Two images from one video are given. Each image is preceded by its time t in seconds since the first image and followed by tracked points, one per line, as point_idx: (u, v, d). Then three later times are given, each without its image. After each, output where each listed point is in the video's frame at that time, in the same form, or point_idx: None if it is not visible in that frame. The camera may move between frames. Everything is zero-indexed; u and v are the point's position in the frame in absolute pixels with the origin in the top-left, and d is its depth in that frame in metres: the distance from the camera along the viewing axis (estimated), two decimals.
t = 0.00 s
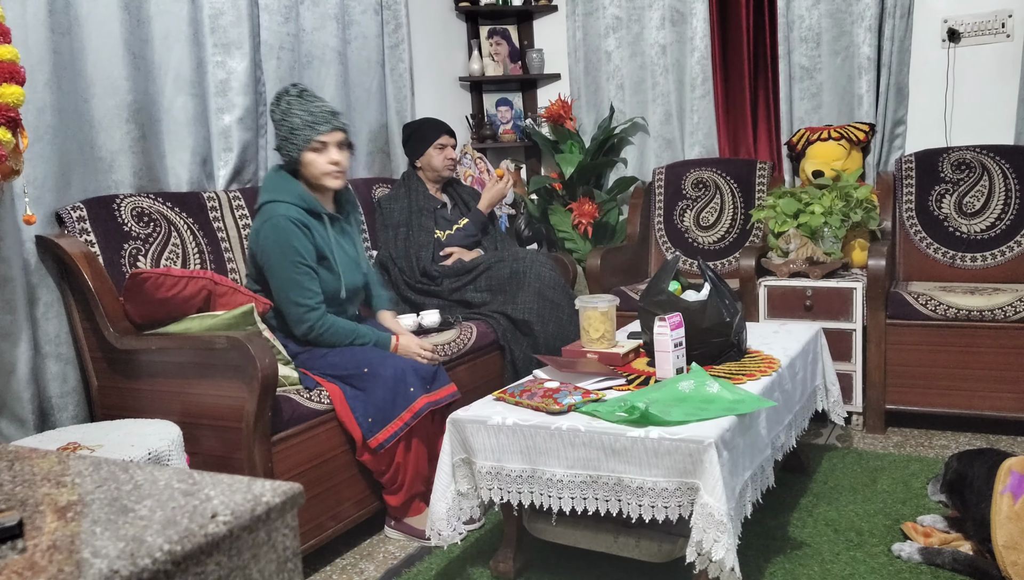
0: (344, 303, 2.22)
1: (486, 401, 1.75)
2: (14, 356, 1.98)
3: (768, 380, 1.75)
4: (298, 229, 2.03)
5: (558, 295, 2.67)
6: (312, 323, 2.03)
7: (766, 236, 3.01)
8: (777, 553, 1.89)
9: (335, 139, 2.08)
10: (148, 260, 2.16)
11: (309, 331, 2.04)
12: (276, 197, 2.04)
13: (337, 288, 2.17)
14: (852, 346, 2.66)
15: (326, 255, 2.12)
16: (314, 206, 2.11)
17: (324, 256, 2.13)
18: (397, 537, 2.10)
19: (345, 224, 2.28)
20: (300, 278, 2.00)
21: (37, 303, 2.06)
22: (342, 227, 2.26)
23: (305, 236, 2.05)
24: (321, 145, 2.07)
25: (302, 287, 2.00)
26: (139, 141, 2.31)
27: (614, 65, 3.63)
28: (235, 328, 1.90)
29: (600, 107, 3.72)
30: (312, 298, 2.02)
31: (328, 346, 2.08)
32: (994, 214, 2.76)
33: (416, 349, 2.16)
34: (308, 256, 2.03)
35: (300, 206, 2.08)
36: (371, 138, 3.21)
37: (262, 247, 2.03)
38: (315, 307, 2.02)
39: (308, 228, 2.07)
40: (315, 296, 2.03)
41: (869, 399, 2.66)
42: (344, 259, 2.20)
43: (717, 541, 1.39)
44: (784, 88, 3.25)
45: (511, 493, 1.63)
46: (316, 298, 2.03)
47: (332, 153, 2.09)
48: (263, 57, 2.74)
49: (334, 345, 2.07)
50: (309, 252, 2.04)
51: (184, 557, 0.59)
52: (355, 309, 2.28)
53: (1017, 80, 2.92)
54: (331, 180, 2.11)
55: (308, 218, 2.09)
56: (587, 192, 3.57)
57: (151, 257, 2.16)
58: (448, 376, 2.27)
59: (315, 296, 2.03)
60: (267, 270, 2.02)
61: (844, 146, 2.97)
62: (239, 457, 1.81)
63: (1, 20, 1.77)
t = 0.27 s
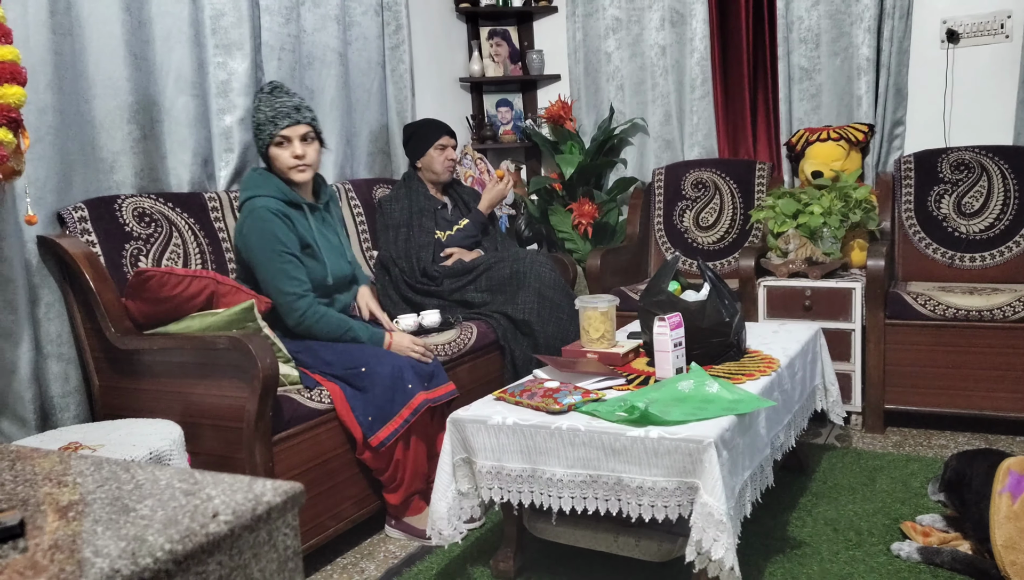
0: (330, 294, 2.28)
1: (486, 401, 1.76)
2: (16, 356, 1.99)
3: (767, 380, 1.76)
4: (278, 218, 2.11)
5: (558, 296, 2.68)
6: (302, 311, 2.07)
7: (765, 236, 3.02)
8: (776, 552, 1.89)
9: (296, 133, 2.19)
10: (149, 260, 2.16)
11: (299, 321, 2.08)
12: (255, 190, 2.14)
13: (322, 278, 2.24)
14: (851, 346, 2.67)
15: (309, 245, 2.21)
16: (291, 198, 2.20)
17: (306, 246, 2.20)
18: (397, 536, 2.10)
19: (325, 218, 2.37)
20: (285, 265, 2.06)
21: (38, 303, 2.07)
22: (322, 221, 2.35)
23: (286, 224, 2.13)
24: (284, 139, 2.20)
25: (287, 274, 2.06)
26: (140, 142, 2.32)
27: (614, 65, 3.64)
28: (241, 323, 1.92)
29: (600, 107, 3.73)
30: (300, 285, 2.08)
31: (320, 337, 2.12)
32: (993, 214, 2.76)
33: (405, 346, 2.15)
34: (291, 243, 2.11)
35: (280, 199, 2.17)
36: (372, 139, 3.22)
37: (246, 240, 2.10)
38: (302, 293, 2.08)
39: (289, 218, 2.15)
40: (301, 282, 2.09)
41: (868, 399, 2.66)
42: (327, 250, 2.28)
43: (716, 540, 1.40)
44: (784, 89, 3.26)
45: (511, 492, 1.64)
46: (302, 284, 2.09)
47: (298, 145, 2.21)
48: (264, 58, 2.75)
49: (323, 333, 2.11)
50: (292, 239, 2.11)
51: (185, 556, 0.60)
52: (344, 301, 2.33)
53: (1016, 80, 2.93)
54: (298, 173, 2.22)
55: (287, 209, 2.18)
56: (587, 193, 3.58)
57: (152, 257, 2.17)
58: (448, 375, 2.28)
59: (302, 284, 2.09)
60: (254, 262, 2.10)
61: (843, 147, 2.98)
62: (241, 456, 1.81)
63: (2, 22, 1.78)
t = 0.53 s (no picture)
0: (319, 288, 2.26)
1: (486, 401, 1.75)
2: (15, 356, 1.99)
3: (768, 380, 1.76)
4: (259, 210, 2.13)
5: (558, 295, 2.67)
6: (278, 302, 2.07)
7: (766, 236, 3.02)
8: (777, 553, 1.89)
9: (284, 129, 2.20)
10: (148, 260, 2.16)
11: (279, 314, 2.09)
12: (241, 182, 2.16)
13: (310, 271, 2.23)
14: (852, 346, 2.67)
15: (293, 238, 2.21)
16: (280, 192, 2.22)
17: (290, 240, 2.21)
18: (397, 537, 2.10)
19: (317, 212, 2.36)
20: (261, 257, 2.08)
21: (37, 303, 2.06)
22: (316, 215, 2.35)
23: (267, 216, 2.14)
24: (273, 135, 2.21)
25: (263, 265, 2.08)
26: (139, 141, 2.31)
27: (614, 65, 3.63)
28: (238, 322, 1.92)
29: (600, 107, 3.72)
30: (276, 277, 2.09)
31: (301, 332, 2.11)
32: (993, 214, 2.76)
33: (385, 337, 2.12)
34: (271, 235, 2.12)
35: (266, 191, 2.19)
36: (371, 139, 3.22)
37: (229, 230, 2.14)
38: (279, 285, 2.08)
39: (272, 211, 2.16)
40: (278, 274, 2.10)
41: (869, 399, 2.66)
42: (315, 244, 2.27)
43: (717, 541, 1.39)
44: (784, 88, 3.25)
45: (511, 493, 1.63)
46: (279, 276, 2.09)
47: (286, 141, 2.22)
48: (263, 58, 2.74)
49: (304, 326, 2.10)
50: (271, 231, 2.12)
51: (184, 557, 0.59)
52: (337, 296, 2.32)
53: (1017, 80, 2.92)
54: (286, 168, 2.22)
55: (274, 202, 2.19)
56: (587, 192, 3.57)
57: (151, 257, 2.16)
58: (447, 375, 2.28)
59: (279, 276, 2.10)
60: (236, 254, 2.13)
61: (844, 146, 2.98)
62: (240, 456, 1.81)
63: (2, 21, 1.77)
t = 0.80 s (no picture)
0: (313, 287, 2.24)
1: (486, 401, 1.75)
2: (15, 356, 1.99)
3: (768, 380, 1.76)
4: (253, 206, 2.12)
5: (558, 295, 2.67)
6: (265, 299, 2.06)
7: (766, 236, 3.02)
8: (777, 553, 1.89)
9: (298, 135, 2.19)
10: (148, 260, 2.16)
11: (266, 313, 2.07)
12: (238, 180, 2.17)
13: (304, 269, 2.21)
14: (852, 346, 2.67)
15: (287, 236, 2.19)
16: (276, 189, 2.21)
17: (284, 237, 2.19)
18: (397, 536, 2.10)
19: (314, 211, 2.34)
20: (249, 253, 2.07)
21: (37, 303, 2.06)
22: (312, 214, 2.34)
23: (261, 213, 2.13)
24: (285, 140, 2.18)
25: (251, 261, 2.07)
26: (140, 141, 2.31)
27: (614, 65, 3.63)
28: (238, 322, 1.92)
29: (600, 107, 3.72)
30: (264, 274, 2.07)
31: (288, 331, 2.10)
32: (993, 214, 2.76)
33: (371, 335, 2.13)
34: (264, 232, 2.11)
35: (261, 188, 2.19)
36: (371, 139, 3.21)
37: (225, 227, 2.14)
38: (266, 283, 2.07)
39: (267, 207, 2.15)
40: (267, 271, 2.08)
41: (869, 399, 2.66)
42: (309, 242, 2.25)
43: (717, 541, 1.39)
44: (784, 88, 3.25)
45: (511, 493, 1.63)
46: (266, 273, 2.08)
47: (296, 145, 2.20)
48: (263, 58, 2.74)
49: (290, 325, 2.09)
50: (264, 227, 2.11)
51: (184, 557, 0.59)
52: (335, 294, 2.30)
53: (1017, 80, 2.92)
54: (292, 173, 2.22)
55: (268, 200, 2.18)
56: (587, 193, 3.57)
57: (151, 257, 2.16)
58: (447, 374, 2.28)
59: (266, 273, 2.08)
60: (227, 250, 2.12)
61: (844, 146, 2.98)
62: (240, 456, 1.81)
63: (2, 21, 1.77)
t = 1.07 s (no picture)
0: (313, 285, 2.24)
1: (486, 401, 1.75)
2: (15, 356, 1.99)
3: (768, 380, 1.76)
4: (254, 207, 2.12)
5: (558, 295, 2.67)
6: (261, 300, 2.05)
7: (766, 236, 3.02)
8: (777, 553, 1.89)
9: (301, 135, 2.20)
10: (148, 260, 2.16)
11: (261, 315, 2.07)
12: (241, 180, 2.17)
13: (306, 269, 2.21)
14: (852, 346, 2.67)
15: (288, 235, 2.19)
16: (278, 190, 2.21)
17: (284, 237, 2.19)
18: (397, 536, 2.10)
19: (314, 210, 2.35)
20: (247, 254, 2.07)
21: (37, 303, 2.06)
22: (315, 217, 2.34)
23: (262, 214, 2.13)
24: (289, 141, 2.19)
25: (248, 262, 2.07)
26: (140, 142, 2.31)
27: (614, 65, 3.63)
28: (237, 322, 1.92)
29: (600, 107, 3.72)
30: (261, 275, 2.07)
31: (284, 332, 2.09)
32: (993, 214, 2.76)
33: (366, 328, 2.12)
34: (263, 233, 2.11)
35: (262, 189, 2.19)
36: (371, 139, 3.21)
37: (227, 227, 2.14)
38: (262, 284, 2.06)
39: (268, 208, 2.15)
40: (264, 272, 2.08)
41: (869, 399, 2.66)
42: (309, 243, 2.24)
43: (717, 541, 1.39)
44: (784, 88, 3.25)
45: (511, 493, 1.63)
46: (264, 274, 2.07)
47: (298, 146, 2.21)
48: (263, 58, 2.74)
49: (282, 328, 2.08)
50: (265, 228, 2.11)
51: (184, 557, 0.59)
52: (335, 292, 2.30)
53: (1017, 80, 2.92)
54: (297, 173, 2.22)
55: (270, 201, 2.18)
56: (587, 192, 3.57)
57: (151, 257, 2.16)
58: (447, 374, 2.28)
59: (263, 274, 2.07)
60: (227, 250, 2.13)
61: (844, 146, 2.98)
62: (240, 456, 1.81)
63: (2, 21, 1.77)
